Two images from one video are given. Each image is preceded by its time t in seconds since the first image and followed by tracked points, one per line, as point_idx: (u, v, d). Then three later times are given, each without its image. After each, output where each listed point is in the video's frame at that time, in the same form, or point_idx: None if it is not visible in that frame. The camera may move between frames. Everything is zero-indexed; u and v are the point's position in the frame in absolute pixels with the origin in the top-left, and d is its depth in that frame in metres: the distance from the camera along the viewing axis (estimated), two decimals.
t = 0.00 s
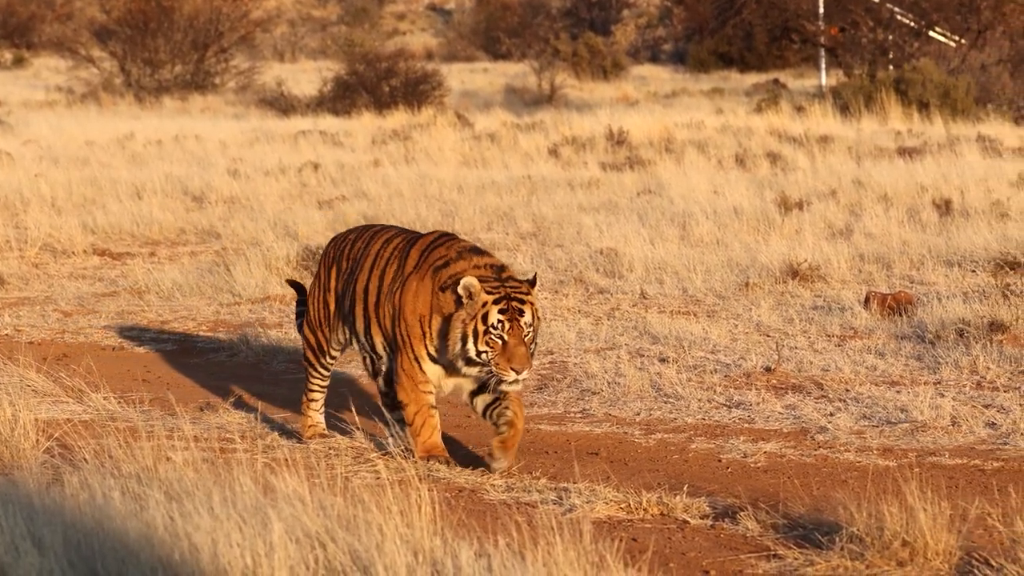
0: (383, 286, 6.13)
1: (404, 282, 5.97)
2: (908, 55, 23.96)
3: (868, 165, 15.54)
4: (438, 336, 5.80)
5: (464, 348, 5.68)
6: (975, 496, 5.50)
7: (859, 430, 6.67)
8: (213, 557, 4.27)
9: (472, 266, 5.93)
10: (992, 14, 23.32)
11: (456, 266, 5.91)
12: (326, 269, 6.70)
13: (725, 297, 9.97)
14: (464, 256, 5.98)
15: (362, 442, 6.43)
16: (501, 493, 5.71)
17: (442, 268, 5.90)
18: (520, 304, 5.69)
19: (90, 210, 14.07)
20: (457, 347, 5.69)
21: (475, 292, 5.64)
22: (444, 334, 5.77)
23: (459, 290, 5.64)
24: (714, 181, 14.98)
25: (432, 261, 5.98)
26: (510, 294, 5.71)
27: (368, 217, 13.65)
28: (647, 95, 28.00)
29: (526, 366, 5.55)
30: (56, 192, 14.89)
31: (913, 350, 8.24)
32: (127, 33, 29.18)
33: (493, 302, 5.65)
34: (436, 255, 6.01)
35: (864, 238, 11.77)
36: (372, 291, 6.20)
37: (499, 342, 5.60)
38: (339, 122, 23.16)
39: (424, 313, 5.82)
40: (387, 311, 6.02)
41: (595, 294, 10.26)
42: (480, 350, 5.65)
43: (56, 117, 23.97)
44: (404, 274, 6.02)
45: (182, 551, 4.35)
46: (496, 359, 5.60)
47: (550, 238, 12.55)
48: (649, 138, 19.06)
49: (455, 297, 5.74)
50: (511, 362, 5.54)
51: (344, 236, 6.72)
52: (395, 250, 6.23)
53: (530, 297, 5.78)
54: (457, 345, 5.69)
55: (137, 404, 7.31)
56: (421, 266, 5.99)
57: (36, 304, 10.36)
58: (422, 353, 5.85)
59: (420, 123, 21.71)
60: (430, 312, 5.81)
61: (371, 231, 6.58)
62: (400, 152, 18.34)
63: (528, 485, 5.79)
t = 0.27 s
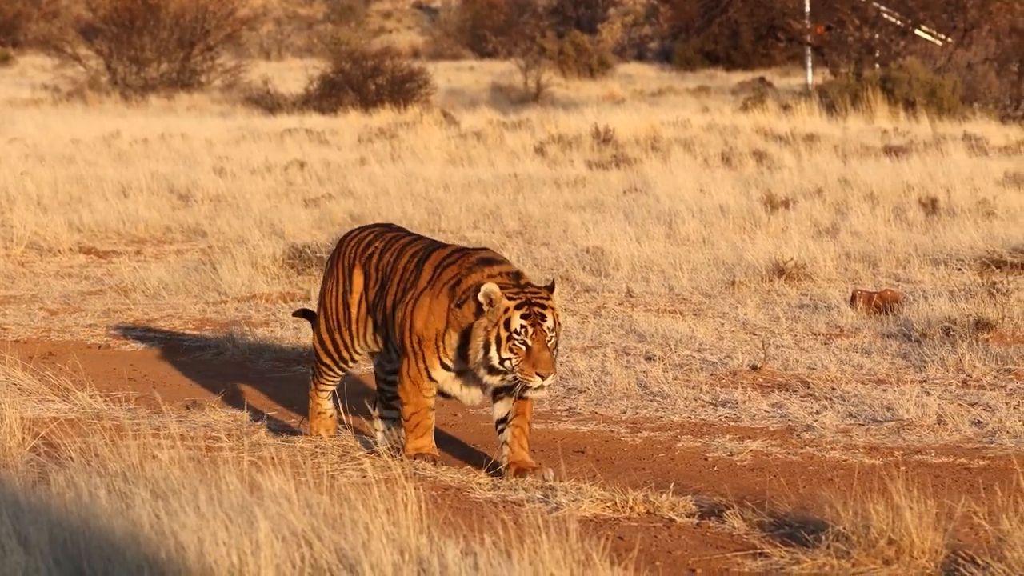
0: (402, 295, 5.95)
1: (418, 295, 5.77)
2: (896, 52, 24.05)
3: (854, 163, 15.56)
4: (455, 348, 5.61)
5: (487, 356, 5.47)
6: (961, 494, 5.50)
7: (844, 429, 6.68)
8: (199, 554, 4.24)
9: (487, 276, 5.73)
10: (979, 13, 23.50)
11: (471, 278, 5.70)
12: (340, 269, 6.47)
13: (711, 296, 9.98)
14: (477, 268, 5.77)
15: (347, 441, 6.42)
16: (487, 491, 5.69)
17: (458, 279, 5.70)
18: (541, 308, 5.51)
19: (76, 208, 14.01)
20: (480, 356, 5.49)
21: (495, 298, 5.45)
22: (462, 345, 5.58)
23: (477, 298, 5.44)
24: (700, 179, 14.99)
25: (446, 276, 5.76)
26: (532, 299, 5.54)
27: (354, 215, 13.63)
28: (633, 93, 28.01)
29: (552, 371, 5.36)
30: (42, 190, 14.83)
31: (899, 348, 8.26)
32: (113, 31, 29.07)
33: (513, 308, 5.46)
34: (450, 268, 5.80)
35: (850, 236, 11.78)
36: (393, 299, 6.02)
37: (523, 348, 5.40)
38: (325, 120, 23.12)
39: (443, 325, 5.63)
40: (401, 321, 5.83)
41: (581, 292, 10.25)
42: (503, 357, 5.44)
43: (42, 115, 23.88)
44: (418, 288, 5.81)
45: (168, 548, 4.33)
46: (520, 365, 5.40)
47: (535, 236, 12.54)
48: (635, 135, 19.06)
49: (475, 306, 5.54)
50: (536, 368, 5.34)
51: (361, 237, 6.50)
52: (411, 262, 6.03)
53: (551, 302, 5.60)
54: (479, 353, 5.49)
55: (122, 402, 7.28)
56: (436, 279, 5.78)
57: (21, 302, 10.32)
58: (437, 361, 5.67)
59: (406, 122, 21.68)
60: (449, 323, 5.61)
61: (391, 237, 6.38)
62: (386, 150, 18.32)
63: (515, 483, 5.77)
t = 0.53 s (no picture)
0: (428, 295, 5.86)
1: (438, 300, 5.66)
2: (876, 50, 24.08)
3: (835, 162, 15.60)
4: (477, 348, 5.50)
5: (507, 354, 5.40)
6: (942, 493, 5.52)
7: (825, 427, 6.69)
8: (180, 553, 4.22)
9: (504, 272, 5.61)
10: (960, 11, 24.09)
11: (487, 275, 5.58)
12: (362, 266, 6.38)
13: (692, 294, 9.98)
14: (492, 263, 5.64)
15: (328, 439, 6.40)
16: (468, 489, 5.68)
17: (475, 275, 5.58)
18: (562, 305, 5.42)
19: (56, 206, 13.92)
20: (502, 354, 5.40)
21: (515, 296, 5.36)
22: (483, 345, 5.48)
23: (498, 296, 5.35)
24: (681, 177, 14.99)
25: (462, 275, 5.63)
26: (552, 295, 5.44)
27: (335, 213, 13.59)
28: (614, 91, 28.03)
29: (574, 369, 5.30)
30: (22, 188, 14.73)
31: (880, 347, 8.27)
32: (93, 28, 28.92)
33: (535, 305, 5.37)
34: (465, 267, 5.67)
35: (831, 234, 11.80)
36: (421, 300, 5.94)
37: (545, 346, 5.34)
38: (306, 118, 23.04)
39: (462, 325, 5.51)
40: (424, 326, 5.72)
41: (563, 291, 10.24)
42: (525, 355, 5.37)
43: (21, 113, 23.74)
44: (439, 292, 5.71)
45: (149, 547, 4.30)
46: (543, 363, 5.33)
47: (517, 234, 12.52)
48: (617, 134, 19.06)
49: (495, 302, 5.44)
50: (558, 366, 5.28)
51: (385, 235, 6.42)
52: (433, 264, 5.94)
53: (571, 297, 5.52)
54: (501, 351, 5.41)
55: (103, 400, 7.23)
56: (452, 280, 5.66)
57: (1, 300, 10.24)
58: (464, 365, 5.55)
59: (387, 120, 21.63)
60: (468, 322, 5.50)
61: (414, 235, 6.26)
62: (367, 148, 18.27)
63: (496, 482, 5.76)
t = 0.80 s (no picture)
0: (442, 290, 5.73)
1: (459, 298, 5.54)
2: (857, 50, 24.21)
3: (815, 161, 15.63)
4: (497, 347, 5.38)
5: (524, 352, 5.31)
6: (922, 491, 5.53)
7: (805, 426, 6.69)
8: (160, 551, 4.19)
9: (531, 270, 5.52)
10: (940, 11, 24.63)
11: (510, 271, 5.48)
12: (373, 275, 6.17)
13: (672, 293, 9.98)
14: (517, 261, 5.54)
15: (308, 437, 6.37)
16: (448, 487, 5.66)
17: (496, 271, 5.48)
18: (583, 307, 5.32)
19: (35, 204, 13.83)
20: (520, 352, 5.31)
21: (536, 294, 5.26)
22: (505, 343, 5.36)
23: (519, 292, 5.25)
24: (662, 176, 15.01)
25: (481, 271, 5.53)
26: (574, 296, 5.34)
27: (316, 212, 13.55)
28: (595, 90, 28.02)
29: (590, 373, 5.20)
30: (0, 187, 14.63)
31: (860, 346, 8.29)
32: (73, 26, 28.76)
33: (555, 305, 5.28)
34: (485, 262, 5.56)
35: (811, 233, 11.83)
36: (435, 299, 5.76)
37: (563, 347, 5.24)
38: (286, 117, 22.97)
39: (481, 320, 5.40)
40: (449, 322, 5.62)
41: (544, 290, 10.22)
42: (543, 355, 5.28)
43: None
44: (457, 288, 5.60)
45: (128, 544, 4.27)
46: (559, 363, 5.24)
47: (497, 233, 12.50)
48: (597, 133, 19.06)
49: (513, 298, 5.34)
50: (575, 369, 5.18)
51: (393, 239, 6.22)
52: (446, 265, 5.78)
53: (593, 302, 5.41)
54: (517, 349, 5.32)
55: (83, 399, 7.19)
56: (471, 277, 5.56)
57: None
58: (495, 368, 5.40)
59: (367, 118, 21.57)
60: (487, 318, 5.39)
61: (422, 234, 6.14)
62: (348, 147, 18.22)
63: (475, 481, 5.75)
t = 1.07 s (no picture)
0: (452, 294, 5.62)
1: (472, 305, 5.42)
2: (836, 49, 24.38)
3: (794, 159, 15.67)
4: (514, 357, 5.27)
5: (542, 373, 5.16)
6: (901, 490, 5.54)
7: (784, 424, 6.70)
8: (139, 549, 4.15)
9: (549, 285, 5.37)
10: (918, 10, 24.16)
11: (531, 282, 5.36)
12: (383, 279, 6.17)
13: (651, 291, 9.97)
14: (540, 274, 5.42)
15: (286, 435, 6.35)
16: (427, 486, 5.64)
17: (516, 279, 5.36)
18: (600, 326, 5.14)
19: (13, 202, 13.74)
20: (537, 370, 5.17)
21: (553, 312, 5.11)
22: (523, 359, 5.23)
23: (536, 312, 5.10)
24: (641, 175, 15.01)
25: (499, 275, 5.41)
26: (591, 316, 5.16)
27: (295, 211, 13.50)
28: (575, 88, 28.03)
29: (609, 393, 5.04)
30: None
31: (839, 345, 8.30)
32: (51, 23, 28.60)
33: (572, 325, 5.11)
34: (503, 269, 5.43)
35: (790, 232, 11.85)
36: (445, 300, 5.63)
37: (580, 366, 5.07)
38: (265, 115, 22.90)
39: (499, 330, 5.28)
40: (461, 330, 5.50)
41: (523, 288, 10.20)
42: (560, 375, 5.13)
43: None
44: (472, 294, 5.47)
45: (106, 543, 4.24)
46: (577, 384, 5.06)
47: (476, 232, 12.49)
48: (577, 131, 19.05)
49: (529, 317, 5.20)
50: (593, 388, 5.01)
51: (394, 237, 6.23)
52: (456, 272, 5.65)
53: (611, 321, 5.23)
54: (535, 370, 5.18)
55: (62, 397, 7.14)
56: (487, 283, 5.42)
57: None
58: (504, 374, 5.30)
59: (346, 117, 21.52)
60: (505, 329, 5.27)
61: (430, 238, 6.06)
62: (327, 146, 18.17)
63: (454, 479, 5.73)
